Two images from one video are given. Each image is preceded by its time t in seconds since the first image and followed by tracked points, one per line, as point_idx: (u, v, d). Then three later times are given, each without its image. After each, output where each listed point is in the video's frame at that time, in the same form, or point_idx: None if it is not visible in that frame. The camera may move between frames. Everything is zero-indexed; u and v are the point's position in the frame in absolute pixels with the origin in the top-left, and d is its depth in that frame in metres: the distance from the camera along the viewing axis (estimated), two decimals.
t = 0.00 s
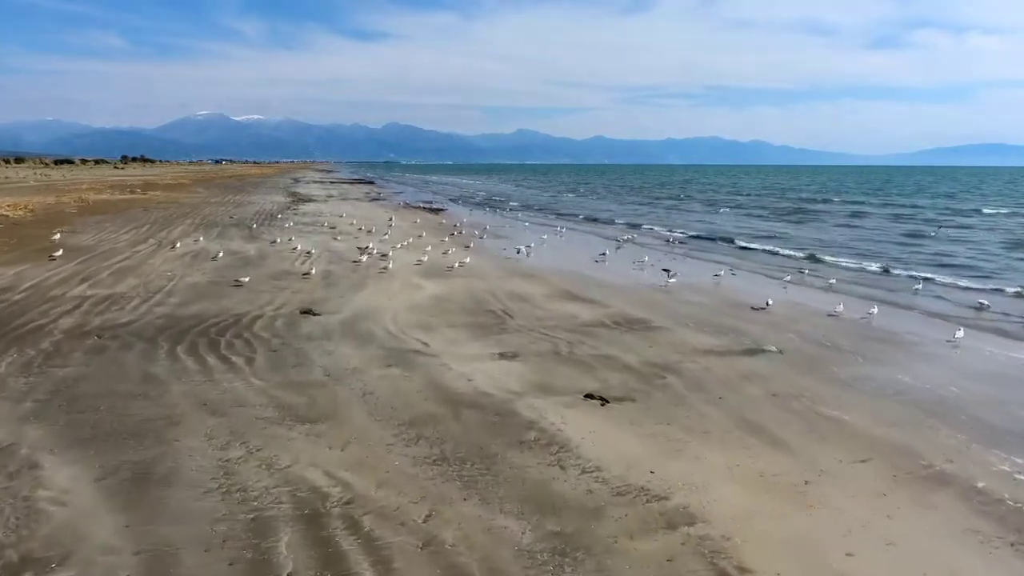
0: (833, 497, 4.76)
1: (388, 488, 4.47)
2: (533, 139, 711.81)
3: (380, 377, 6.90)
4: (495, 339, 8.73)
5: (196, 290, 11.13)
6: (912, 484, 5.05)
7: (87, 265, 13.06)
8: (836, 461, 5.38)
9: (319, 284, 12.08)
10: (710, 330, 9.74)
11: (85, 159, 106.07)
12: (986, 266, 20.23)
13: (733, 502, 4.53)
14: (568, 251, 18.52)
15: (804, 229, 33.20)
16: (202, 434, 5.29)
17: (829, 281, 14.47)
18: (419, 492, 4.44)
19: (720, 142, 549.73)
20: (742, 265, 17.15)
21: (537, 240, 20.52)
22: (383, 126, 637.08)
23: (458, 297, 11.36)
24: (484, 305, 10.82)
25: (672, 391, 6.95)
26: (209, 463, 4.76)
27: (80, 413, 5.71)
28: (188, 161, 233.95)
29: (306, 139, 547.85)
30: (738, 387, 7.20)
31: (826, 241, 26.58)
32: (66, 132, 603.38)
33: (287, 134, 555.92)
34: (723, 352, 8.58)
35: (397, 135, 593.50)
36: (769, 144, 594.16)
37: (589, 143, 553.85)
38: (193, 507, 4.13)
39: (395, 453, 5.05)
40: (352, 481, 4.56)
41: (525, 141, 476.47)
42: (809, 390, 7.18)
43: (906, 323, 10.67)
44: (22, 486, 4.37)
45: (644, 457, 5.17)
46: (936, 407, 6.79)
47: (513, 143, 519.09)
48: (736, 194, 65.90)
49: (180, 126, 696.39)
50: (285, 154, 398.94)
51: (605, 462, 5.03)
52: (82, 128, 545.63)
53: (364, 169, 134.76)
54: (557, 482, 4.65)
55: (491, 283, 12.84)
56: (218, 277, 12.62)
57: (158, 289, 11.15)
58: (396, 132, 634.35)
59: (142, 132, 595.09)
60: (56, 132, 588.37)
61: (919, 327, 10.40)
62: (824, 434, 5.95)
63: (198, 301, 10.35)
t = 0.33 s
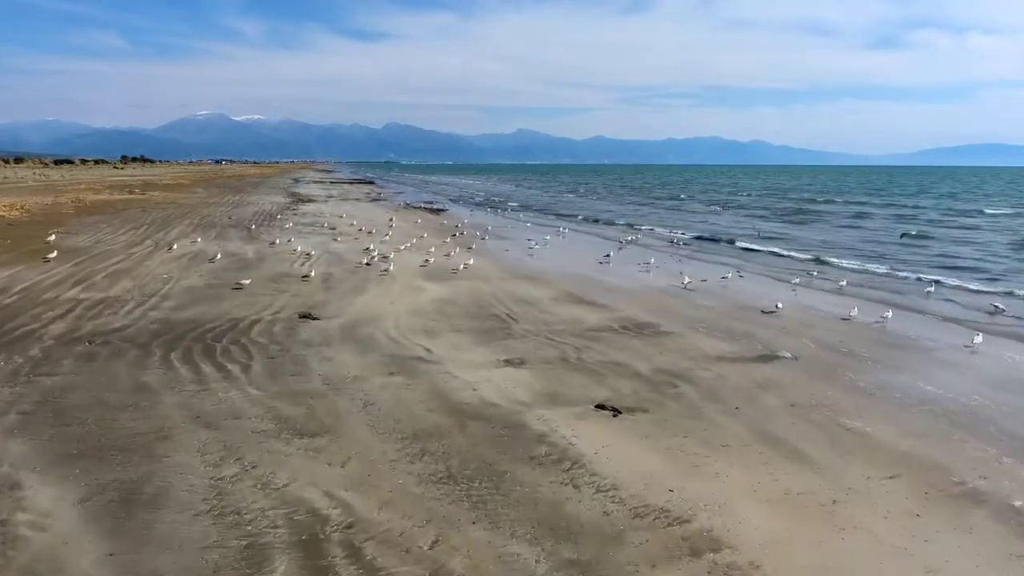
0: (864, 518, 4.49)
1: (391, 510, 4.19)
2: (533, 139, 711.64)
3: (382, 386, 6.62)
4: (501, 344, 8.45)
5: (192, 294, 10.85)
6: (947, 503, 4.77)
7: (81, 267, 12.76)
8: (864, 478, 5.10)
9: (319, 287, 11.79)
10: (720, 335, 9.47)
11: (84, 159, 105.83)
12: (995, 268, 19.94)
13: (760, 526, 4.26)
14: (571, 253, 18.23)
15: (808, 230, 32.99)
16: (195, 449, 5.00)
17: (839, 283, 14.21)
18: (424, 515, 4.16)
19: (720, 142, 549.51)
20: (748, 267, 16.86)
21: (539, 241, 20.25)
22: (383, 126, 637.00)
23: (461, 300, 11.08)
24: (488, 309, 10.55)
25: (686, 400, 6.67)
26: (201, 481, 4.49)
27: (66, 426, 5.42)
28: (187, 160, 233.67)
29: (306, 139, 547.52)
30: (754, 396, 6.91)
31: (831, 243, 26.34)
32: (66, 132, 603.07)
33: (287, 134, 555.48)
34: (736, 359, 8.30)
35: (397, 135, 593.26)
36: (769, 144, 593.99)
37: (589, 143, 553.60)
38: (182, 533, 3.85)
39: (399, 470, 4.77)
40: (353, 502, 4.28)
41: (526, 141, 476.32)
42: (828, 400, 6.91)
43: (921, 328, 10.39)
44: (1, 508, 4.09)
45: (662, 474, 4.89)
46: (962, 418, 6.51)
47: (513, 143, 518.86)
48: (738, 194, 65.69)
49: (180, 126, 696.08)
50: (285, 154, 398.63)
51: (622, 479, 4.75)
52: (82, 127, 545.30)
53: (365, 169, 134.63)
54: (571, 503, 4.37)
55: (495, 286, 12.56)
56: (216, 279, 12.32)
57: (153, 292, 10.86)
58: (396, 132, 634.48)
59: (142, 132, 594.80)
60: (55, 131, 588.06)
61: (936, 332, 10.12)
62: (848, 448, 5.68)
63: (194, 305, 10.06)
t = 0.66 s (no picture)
0: (908, 549, 4.15)
1: (395, 543, 3.85)
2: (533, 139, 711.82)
3: (384, 399, 6.27)
4: (508, 353, 8.10)
5: (188, 298, 10.51)
6: (994, 530, 4.44)
7: (74, 270, 12.41)
8: (903, 501, 4.76)
9: (319, 291, 11.44)
10: (735, 342, 9.13)
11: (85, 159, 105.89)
12: (1006, 270, 19.61)
13: (797, 558, 3.93)
14: (576, 254, 17.88)
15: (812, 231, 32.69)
16: (184, 471, 4.66)
17: (851, 287, 13.86)
18: (432, 548, 3.82)
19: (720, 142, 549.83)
20: (757, 269, 16.52)
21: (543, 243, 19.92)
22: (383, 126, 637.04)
23: (466, 305, 10.73)
24: (494, 314, 10.21)
25: (706, 414, 6.32)
26: (189, 509, 4.14)
27: (47, 445, 5.08)
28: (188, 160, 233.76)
29: (306, 139, 547.39)
30: (776, 409, 6.57)
31: (837, 244, 26.01)
32: (65, 132, 602.79)
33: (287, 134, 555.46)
34: (753, 367, 7.96)
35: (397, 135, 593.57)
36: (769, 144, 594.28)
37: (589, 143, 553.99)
38: (168, 571, 3.51)
39: (404, 495, 4.42)
40: (354, 532, 3.93)
41: (526, 141, 476.00)
42: (853, 413, 6.57)
43: (942, 334, 10.04)
44: None
45: (687, 499, 4.55)
46: (998, 433, 6.17)
47: (513, 143, 518.57)
48: (740, 194, 65.38)
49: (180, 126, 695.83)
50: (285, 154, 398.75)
51: (644, 505, 4.41)
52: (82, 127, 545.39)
53: (365, 170, 134.18)
54: (591, 533, 4.03)
55: (500, 289, 12.21)
56: (212, 282, 11.97)
57: (147, 297, 10.51)
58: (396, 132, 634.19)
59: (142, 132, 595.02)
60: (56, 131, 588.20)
61: (957, 339, 9.77)
62: (882, 467, 5.34)
63: (189, 311, 9.72)
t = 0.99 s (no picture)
0: None
1: None
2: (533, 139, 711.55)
3: (387, 413, 5.92)
4: (515, 361, 7.76)
5: (182, 303, 10.15)
6: None
7: (66, 274, 12.07)
8: (945, 528, 4.43)
9: (318, 295, 11.10)
10: (750, 350, 8.78)
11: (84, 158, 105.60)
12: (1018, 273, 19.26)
13: None
14: (581, 256, 17.53)
15: (816, 232, 32.36)
16: (171, 496, 4.32)
17: (865, 290, 13.51)
18: None
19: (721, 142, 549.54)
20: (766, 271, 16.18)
21: (546, 244, 19.57)
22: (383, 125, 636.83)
23: (470, 310, 10.38)
24: (499, 319, 9.85)
25: (727, 429, 5.98)
26: (176, 541, 3.80)
27: (27, 465, 4.74)
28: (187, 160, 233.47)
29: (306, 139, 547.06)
30: (800, 423, 6.23)
31: (844, 246, 25.70)
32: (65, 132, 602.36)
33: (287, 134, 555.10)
34: (772, 377, 7.60)
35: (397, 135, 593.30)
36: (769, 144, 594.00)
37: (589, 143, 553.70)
38: None
39: (410, 523, 4.08)
40: (355, 568, 3.60)
41: (526, 141, 475.68)
42: (881, 427, 6.23)
43: (963, 340, 9.69)
44: None
45: (714, 528, 4.21)
46: None
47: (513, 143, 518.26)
48: (741, 194, 65.05)
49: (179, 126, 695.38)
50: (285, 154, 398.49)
51: (670, 535, 4.08)
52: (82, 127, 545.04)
53: (365, 170, 133.96)
54: (614, 568, 3.70)
55: (504, 293, 11.87)
56: (208, 286, 11.63)
57: (140, 302, 10.15)
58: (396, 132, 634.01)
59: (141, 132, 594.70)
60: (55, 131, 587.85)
61: (980, 346, 9.42)
62: (919, 488, 5.00)
63: (183, 316, 9.38)
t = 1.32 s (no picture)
0: None
1: None
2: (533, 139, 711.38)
3: (390, 429, 5.58)
4: (524, 370, 7.41)
5: (176, 308, 9.80)
6: None
7: (58, 277, 11.72)
8: (995, 558, 4.10)
9: (317, 299, 10.75)
10: (767, 357, 8.43)
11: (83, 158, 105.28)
12: None
13: None
14: (586, 258, 17.20)
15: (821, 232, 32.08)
16: (157, 525, 3.97)
17: (878, 294, 13.16)
18: None
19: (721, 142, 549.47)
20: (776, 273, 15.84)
21: (549, 246, 19.25)
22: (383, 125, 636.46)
23: (474, 315, 10.03)
24: (506, 325, 9.50)
25: (752, 445, 5.64)
26: None
27: (3, 488, 4.40)
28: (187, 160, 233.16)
29: (306, 139, 546.80)
30: (828, 438, 5.89)
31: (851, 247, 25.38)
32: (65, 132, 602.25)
33: (287, 134, 555.02)
34: (793, 387, 7.26)
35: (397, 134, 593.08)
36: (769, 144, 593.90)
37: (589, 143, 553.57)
38: None
39: (416, 556, 3.74)
40: None
41: (526, 141, 476.11)
42: (913, 442, 5.90)
43: (986, 347, 9.35)
44: None
45: (747, 560, 3.88)
46: None
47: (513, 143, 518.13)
48: (743, 194, 64.72)
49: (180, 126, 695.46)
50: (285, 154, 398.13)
51: (700, 569, 3.75)
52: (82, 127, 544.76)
53: (366, 170, 133.77)
54: None
55: (509, 297, 11.53)
56: (203, 289, 11.28)
57: (134, 306, 9.81)
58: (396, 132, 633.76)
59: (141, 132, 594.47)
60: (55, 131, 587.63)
61: (1004, 353, 9.08)
62: (961, 511, 4.67)
63: (177, 322, 9.04)
